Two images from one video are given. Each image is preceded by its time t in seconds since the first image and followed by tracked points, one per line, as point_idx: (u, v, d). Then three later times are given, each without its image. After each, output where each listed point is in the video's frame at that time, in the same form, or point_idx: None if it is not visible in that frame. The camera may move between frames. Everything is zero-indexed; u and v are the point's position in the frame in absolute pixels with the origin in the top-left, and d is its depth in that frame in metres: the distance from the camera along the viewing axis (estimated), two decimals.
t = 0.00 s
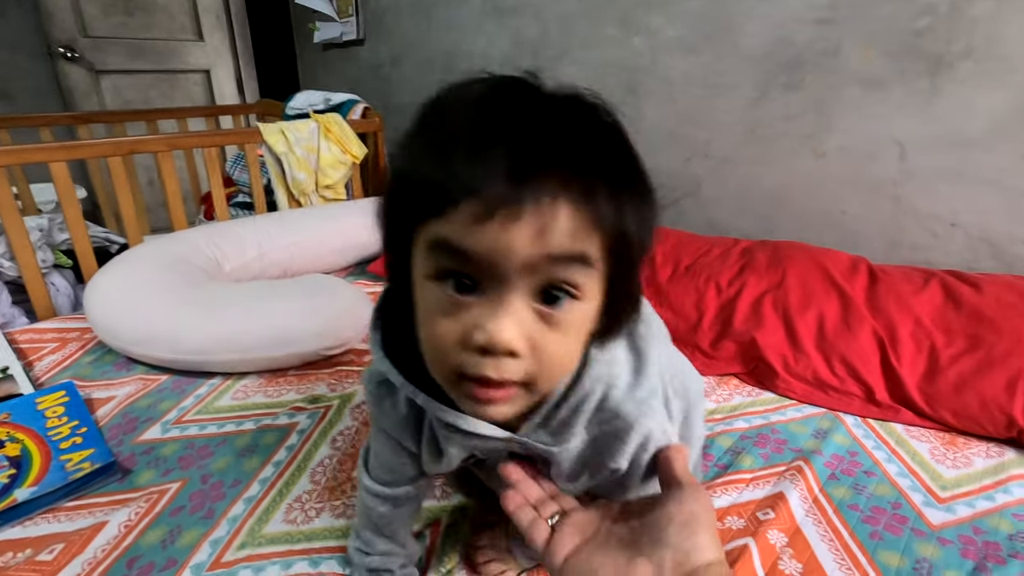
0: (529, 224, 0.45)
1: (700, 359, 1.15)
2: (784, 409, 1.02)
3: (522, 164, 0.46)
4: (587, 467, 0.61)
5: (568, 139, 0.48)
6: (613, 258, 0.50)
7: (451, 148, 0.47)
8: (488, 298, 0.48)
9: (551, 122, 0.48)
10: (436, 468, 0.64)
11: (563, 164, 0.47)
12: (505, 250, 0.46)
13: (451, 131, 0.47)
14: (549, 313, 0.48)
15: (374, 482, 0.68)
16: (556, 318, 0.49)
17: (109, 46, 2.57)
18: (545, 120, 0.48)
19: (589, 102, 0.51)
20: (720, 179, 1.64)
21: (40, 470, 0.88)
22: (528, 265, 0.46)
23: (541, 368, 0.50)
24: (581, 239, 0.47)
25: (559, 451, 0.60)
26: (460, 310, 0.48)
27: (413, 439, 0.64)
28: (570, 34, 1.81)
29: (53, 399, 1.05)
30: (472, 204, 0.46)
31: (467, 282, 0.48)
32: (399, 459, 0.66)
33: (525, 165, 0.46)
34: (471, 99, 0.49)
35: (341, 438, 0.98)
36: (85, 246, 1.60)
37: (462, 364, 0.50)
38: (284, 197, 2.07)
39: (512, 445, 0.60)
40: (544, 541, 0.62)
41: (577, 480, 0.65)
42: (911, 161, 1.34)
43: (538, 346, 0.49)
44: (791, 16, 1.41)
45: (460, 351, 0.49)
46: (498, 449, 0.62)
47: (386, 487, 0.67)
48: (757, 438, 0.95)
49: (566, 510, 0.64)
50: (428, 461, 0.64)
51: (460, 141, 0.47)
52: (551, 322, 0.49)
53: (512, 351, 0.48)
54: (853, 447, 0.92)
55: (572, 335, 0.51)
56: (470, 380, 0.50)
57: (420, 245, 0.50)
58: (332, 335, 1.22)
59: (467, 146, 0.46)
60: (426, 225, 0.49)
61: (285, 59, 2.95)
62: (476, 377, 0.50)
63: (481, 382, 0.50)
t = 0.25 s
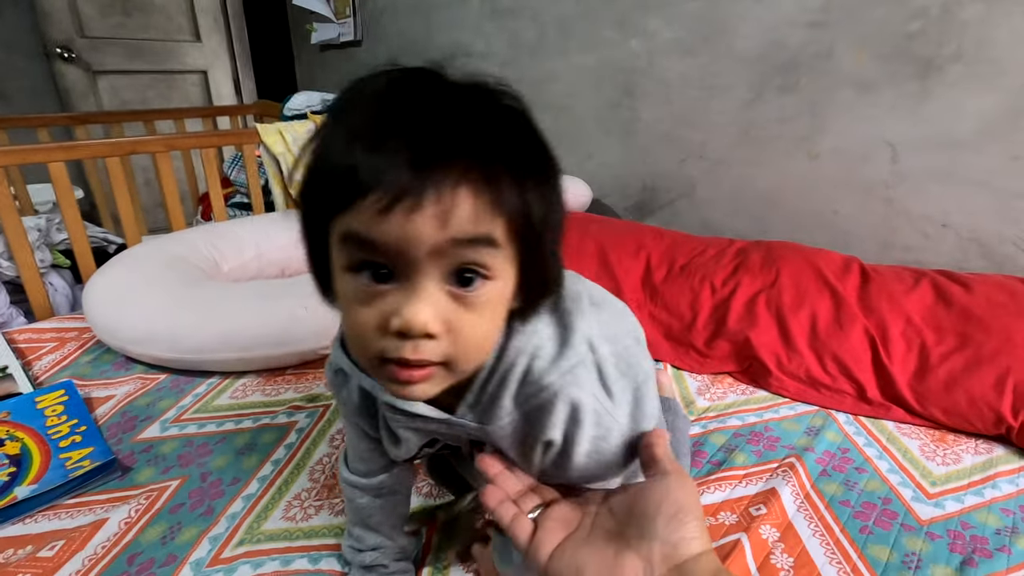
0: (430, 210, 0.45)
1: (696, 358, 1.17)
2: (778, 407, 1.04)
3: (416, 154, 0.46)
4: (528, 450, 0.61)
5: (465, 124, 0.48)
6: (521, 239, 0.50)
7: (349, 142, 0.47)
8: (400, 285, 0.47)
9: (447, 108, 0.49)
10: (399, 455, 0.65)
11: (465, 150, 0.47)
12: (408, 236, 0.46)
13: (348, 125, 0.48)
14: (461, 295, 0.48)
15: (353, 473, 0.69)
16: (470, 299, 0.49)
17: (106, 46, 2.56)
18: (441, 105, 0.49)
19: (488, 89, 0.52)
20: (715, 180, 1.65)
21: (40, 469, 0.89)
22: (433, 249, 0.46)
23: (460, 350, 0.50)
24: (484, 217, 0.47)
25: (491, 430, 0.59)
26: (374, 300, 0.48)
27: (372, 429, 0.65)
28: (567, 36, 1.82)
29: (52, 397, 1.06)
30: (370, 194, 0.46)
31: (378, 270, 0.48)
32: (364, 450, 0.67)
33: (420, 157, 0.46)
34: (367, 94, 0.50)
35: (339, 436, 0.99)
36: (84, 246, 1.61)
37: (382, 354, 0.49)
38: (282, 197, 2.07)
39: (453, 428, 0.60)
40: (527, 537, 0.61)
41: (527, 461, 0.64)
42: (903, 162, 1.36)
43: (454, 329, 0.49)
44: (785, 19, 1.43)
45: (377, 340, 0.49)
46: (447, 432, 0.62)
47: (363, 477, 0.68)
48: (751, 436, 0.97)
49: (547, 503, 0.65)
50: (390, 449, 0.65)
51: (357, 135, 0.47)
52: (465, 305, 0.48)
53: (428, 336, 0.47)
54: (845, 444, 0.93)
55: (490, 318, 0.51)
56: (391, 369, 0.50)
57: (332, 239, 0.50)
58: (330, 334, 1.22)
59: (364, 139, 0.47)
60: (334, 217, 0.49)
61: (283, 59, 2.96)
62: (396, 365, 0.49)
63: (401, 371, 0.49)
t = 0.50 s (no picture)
0: (383, 183, 0.51)
1: (701, 359, 1.18)
2: (783, 408, 1.04)
3: (362, 139, 0.52)
4: (501, 412, 0.63)
5: (405, 110, 0.54)
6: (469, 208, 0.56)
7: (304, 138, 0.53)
8: (367, 257, 0.52)
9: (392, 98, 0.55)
10: (391, 439, 0.69)
11: (408, 131, 0.53)
12: (366, 210, 0.50)
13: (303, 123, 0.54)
14: (423, 261, 0.53)
15: (354, 465, 0.74)
16: (432, 263, 0.53)
17: (110, 46, 2.59)
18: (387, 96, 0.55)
19: (426, 85, 0.59)
20: (720, 182, 1.66)
21: (52, 465, 0.89)
22: (390, 218, 0.51)
23: (430, 311, 0.54)
24: (434, 186, 0.53)
25: (464, 399, 0.63)
26: (346, 275, 0.53)
27: (367, 414, 0.70)
28: (572, 38, 1.83)
29: (62, 395, 1.07)
30: (328, 178, 0.51)
31: (348, 248, 0.52)
32: (360, 436, 0.72)
33: (366, 141, 0.52)
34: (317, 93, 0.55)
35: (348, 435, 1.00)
36: (92, 245, 1.62)
37: (360, 324, 0.53)
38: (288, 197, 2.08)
39: (433, 398, 0.64)
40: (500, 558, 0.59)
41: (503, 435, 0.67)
42: (907, 165, 1.37)
43: (422, 291, 0.53)
44: (789, 22, 1.44)
45: (353, 312, 0.53)
46: (427, 408, 0.66)
47: (364, 468, 0.73)
48: (756, 437, 0.97)
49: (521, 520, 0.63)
50: (382, 433, 0.70)
51: (311, 130, 0.53)
52: (428, 268, 0.53)
53: (397, 299, 0.51)
54: (849, 445, 0.94)
55: (454, 279, 0.55)
56: (370, 338, 0.53)
57: (304, 232, 0.55)
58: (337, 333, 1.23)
59: (317, 133, 0.53)
60: (304, 210, 0.54)
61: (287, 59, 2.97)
62: (374, 333, 0.53)
63: (378, 338, 0.53)
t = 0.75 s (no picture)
0: (398, 127, 0.49)
1: (703, 362, 1.17)
2: (786, 411, 1.04)
3: (371, 94, 0.51)
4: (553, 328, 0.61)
5: (405, 61, 0.54)
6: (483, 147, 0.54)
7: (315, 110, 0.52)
8: (391, 201, 0.50)
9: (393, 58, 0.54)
10: (426, 410, 0.65)
11: (414, 82, 0.52)
12: (386, 153, 0.49)
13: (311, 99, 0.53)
14: (447, 199, 0.51)
15: (372, 454, 0.72)
16: (458, 200, 0.52)
17: (115, 47, 2.59)
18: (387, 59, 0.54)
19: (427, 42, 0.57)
20: (723, 184, 1.66)
21: (58, 466, 0.90)
22: (408, 161, 0.49)
23: (459, 251, 0.52)
24: (449, 123, 0.52)
25: (511, 316, 0.60)
26: (374, 222, 0.51)
27: (396, 390, 0.66)
28: (575, 40, 1.83)
29: (68, 396, 1.07)
30: (344, 132, 0.50)
31: (371, 198, 0.51)
32: (389, 416, 0.68)
33: (374, 95, 0.51)
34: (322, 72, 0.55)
35: (352, 437, 1.00)
36: (97, 246, 1.63)
37: (395, 268, 0.51)
38: (291, 199, 2.08)
39: (473, 337, 0.62)
40: None
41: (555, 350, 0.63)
42: (910, 168, 1.37)
43: (449, 231, 0.51)
44: (793, 25, 1.44)
45: (386, 258, 0.51)
46: (468, 360, 0.63)
47: (382, 457, 0.71)
48: (759, 440, 0.97)
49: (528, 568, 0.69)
50: (416, 404, 0.65)
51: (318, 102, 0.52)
52: (452, 209, 0.51)
53: (425, 239, 0.50)
54: (853, 448, 0.94)
55: (478, 219, 0.53)
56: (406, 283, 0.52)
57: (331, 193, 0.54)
58: (341, 336, 1.23)
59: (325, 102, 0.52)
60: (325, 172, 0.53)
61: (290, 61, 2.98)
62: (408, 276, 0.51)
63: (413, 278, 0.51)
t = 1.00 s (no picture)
0: (478, 62, 0.55)
1: (701, 369, 1.17)
2: (783, 420, 1.05)
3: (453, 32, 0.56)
4: (592, 271, 0.62)
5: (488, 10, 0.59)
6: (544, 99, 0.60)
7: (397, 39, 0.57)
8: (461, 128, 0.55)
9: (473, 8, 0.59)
10: (454, 353, 0.63)
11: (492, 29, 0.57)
12: (465, 81, 0.54)
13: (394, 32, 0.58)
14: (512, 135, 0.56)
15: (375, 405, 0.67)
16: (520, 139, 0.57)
17: (114, 50, 2.58)
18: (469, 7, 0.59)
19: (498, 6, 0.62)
20: (721, 191, 1.66)
21: (54, 473, 0.90)
22: (486, 97, 0.54)
23: (518, 186, 0.57)
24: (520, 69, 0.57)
25: (553, 260, 0.62)
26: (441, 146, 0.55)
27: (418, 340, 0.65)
28: (574, 46, 1.84)
29: (64, 402, 1.07)
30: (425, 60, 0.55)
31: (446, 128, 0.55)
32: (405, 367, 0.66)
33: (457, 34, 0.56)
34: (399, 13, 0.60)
35: (349, 444, 1.00)
36: (94, 250, 1.62)
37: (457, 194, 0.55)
38: (289, 203, 2.08)
39: (508, 280, 0.64)
40: None
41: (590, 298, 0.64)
42: (907, 176, 1.37)
43: (513, 164, 0.56)
44: (790, 33, 1.44)
45: (449, 182, 0.55)
46: (502, 305, 0.64)
47: (386, 401, 0.66)
48: (757, 448, 0.97)
49: None
50: (441, 347, 0.64)
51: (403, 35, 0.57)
52: (517, 146, 0.56)
53: (492, 168, 0.54)
54: (850, 457, 0.94)
55: (535, 161, 0.58)
56: (465, 209, 0.56)
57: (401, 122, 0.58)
58: (338, 342, 1.24)
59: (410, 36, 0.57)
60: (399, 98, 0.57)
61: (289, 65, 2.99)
62: (469, 203, 0.55)
63: (474, 205, 0.55)
